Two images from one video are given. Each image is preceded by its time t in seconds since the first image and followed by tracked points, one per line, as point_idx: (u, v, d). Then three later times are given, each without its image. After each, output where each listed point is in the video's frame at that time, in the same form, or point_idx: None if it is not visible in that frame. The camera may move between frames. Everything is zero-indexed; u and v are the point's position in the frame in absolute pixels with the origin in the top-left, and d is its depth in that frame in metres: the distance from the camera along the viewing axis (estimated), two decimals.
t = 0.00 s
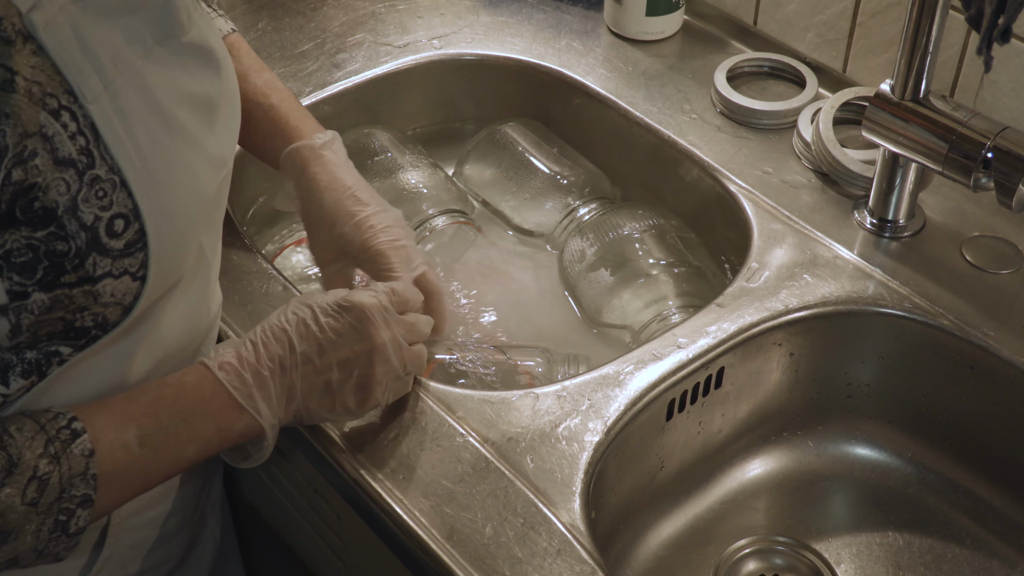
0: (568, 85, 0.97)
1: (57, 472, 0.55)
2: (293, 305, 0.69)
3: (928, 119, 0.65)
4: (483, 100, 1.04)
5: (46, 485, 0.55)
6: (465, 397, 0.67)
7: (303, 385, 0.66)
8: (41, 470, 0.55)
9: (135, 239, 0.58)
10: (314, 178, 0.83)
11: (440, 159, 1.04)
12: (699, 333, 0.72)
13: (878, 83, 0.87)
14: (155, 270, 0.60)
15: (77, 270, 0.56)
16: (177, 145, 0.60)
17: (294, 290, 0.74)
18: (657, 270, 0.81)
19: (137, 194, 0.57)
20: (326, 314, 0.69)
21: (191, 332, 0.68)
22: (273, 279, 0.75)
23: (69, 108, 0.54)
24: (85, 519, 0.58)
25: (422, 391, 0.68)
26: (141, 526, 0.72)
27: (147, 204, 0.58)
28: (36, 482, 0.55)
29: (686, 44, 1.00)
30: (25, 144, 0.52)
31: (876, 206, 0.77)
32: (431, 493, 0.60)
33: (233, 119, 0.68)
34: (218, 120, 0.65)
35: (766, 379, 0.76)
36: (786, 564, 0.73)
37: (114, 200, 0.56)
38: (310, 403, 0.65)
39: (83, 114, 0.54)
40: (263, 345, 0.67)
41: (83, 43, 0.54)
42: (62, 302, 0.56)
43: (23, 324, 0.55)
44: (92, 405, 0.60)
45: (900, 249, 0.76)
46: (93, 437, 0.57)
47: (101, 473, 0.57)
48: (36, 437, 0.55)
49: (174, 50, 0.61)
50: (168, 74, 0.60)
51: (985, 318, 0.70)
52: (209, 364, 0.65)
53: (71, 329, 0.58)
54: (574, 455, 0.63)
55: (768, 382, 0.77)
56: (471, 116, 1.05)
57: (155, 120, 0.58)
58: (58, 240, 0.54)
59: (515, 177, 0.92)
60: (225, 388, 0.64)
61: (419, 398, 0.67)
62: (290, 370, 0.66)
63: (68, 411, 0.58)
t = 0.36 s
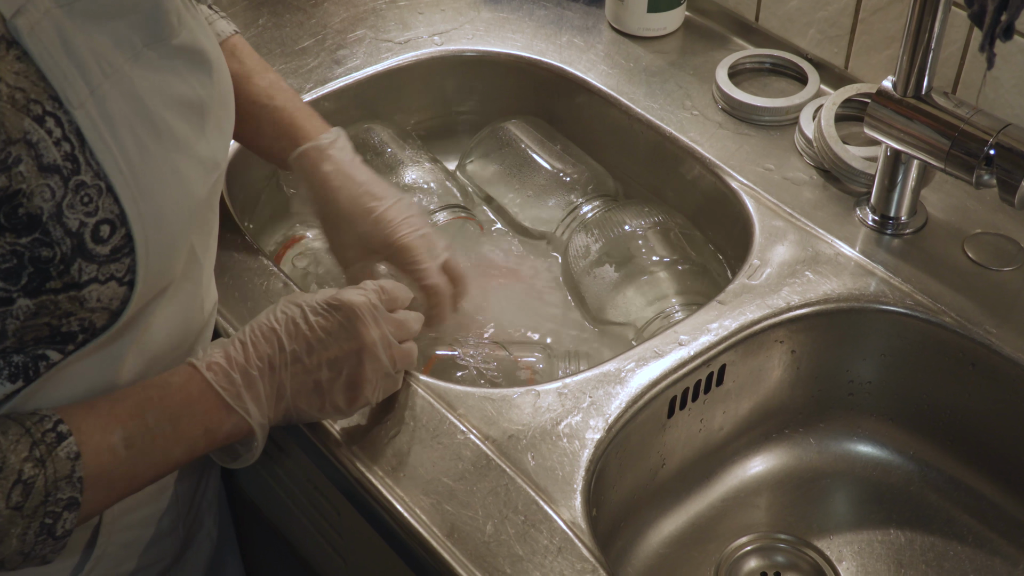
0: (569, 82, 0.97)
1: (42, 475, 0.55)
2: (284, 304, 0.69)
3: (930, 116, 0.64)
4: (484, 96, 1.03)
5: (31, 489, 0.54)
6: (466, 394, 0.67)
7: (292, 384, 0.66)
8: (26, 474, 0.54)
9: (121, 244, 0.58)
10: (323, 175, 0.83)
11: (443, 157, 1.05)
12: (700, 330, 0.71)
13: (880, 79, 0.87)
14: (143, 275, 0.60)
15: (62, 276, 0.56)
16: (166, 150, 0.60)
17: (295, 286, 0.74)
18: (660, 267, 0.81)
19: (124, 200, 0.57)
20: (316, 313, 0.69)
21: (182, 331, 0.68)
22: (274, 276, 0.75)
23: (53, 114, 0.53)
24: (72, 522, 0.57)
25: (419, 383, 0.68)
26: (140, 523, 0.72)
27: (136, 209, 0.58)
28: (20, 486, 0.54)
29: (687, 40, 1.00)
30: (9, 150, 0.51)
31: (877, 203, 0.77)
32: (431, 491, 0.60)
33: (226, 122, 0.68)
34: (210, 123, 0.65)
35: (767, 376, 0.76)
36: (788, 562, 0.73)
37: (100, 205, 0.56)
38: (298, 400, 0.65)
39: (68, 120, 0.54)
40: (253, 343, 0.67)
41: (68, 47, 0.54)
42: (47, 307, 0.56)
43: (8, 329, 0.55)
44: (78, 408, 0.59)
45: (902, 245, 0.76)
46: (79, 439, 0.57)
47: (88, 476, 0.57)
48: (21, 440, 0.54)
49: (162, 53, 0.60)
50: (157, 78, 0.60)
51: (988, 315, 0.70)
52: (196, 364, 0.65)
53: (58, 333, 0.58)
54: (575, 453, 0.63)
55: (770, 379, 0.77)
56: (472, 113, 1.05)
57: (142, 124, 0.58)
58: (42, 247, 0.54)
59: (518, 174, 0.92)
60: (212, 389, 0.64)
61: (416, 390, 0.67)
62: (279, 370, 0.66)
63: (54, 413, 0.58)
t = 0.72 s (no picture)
0: (571, 80, 0.97)
1: (78, 452, 0.54)
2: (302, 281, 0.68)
3: (930, 113, 0.64)
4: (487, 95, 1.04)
5: (69, 465, 0.54)
6: (468, 390, 0.67)
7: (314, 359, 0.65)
8: (62, 450, 0.53)
9: (126, 241, 0.58)
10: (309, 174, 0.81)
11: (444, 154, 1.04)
12: (701, 327, 0.71)
13: (881, 77, 0.87)
14: (147, 272, 0.60)
15: (67, 272, 0.56)
16: (172, 147, 0.60)
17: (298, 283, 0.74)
18: (661, 264, 0.81)
19: (130, 197, 0.57)
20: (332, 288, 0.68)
21: (183, 327, 0.68)
22: (277, 273, 0.75)
23: (60, 111, 0.54)
24: (112, 498, 0.56)
25: (421, 378, 0.68)
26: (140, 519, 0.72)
27: (142, 206, 0.58)
28: (62, 464, 0.53)
29: (689, 38, 1.00)
30: (16, 146, 0.52)
31: (879, 200, 0.77)
32: (433, 486, 0.60)
33: (230, 121, 0.68)
34: (214, 121, 0.65)
35: (768, 373, 0.76)
36: (789, 558, 0.74)
37: (106, 202, 0.56)
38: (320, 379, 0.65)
39: (74, 117, 0.54)
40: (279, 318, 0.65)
41: (74, 45, 0.54)
42: (51, 303, 0.56)
43: (13, 324, 0.55)
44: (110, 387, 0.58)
45: (903, 242, 0.76)
46: (110, 417, 0.56)
47: (123, 453, 0.56)
48: (53, 419, 0.54)
49: (167, 52, 0.61)
50: (161, 76, 0.60)
51: (989, 312, 0.70)
52: (218, 340, 0.63)
53: (61, 330, 0.57)
54: (577, 449, 0.63)
55: (771, 376, 0.77)
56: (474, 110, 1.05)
57: (147, 121, 0.58)
58: (48, 242, 0.54)
59: (520, 172, 0.92)
60: (239, 362, 0.63)
61: (418, 385, 0.67)
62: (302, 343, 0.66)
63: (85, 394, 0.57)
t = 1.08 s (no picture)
0: (571, 78, 0.97)
1: (266, 340, 0.57)
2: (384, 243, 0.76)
3: (927, 110, 0.65)
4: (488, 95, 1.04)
5: (262, 352, 0.56)
6: (468, 387, 0.68)
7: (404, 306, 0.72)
8: (253, 339, 0.56)
9: (173, 210, 0.58)
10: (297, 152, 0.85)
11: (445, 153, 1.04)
12: (701, 323, 0.72)
13: (879, 75, 0.88)
14: (182, 242, 0.60)
15: (121, 237, 0.55)
16: (202, 126, 0.59)
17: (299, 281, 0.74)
18: (660, 263, 0.81)
19: (175, 169, 0.57)
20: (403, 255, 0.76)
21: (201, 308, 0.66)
22: (279, 270, 0.75)
23: (114, 84, 0.52)
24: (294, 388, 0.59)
25: (420, 373, 0.68)
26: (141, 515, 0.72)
27: (184, 179, 0.58)
28: (254, 349, 0.56)
29: (688, 37, 1.00)
30: (82, 111, 0.51)
31: (877, 198, 0.78)
32: (434, 482, 0.61)
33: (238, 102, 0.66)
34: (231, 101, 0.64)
35: (768, 369, 0.77)
36: (788, 553, 0.74)
37: (157, 171, 0.56)
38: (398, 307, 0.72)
39: (126, 91, 0.53)
40: (372, 249, 0.72)
41: (114, 25, 0.52)
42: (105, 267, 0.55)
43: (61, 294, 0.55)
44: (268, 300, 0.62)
45: (901, 240, 0.77)
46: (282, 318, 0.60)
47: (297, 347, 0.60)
48: (236, 317, 0.56)
49: (187, 32, 0.59)
50: (185, 56, 0.58)
51: (987, 309, 0.71)
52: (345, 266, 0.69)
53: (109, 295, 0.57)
54: (576, 445, 0.64)
55: (770, 372, 0.77)
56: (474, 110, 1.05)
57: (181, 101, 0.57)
58: (106, 207, 0.53)
59: (521, 171, 0.92)
60: (365, 286, 0.69)
61: (417, 380, 0.67)
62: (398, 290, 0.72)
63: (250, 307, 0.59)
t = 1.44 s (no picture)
0: (572, 80, 0.98)
1: (288, 340, 0.57)
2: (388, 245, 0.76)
3: (925, 111, 0.65)
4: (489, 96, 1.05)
5: (284, 351, 0.56)
6: (470, 386, 0.68)
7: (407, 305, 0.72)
8: (274, 338, 0.56)
9: (206, 187, 0.58)
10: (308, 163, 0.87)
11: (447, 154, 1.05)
12: (701, 323, 0.72)
13: (879, 77, 0.88)
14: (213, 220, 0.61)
15: (160, 216, 0.55)
16: (224, 103, 0.60)
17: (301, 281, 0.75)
18: (660, 263, 0.82)
19: (206, 146, 0.57)
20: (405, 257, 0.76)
21: (213, 306, 0.66)
22: (282, 271, 0.76)
23: (147, 64, 0.52)
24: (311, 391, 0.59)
25: (421, 372, 0.69)
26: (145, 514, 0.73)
27: (213, 155, 0.58)
28: (276, 347, 0.55)
29: (689, 39, 1.01)
30: (121, 90, 0.51)
31: (876, 198, 0.78)
32: (436, 481, 0.61)
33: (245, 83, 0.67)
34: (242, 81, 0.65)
35: (768, 369, 0.77)
36: (788, 553, 0.75)
37: (189, 149, 0.56)
38: (407, 312, 0.72)
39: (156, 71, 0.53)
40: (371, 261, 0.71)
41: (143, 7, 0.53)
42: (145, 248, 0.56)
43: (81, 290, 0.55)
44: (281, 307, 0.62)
45: (900, 240, 0.77)
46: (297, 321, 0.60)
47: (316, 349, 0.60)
48: (256, 318, 0.56)
49: (199, 15, 0.60)
50: (200, 38, 0.59)
51: (986, 309, 0.71)
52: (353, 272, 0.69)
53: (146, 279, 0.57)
54: (577, 443, 0.64)
55: (770, 372, 0.77)
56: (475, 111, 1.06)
57: (203, 79, 0.58)
58: (144, 185, 0.53)
59: (522, 172, 0.93)
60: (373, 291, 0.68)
61: (418, 380, 0.68)
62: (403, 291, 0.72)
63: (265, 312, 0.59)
